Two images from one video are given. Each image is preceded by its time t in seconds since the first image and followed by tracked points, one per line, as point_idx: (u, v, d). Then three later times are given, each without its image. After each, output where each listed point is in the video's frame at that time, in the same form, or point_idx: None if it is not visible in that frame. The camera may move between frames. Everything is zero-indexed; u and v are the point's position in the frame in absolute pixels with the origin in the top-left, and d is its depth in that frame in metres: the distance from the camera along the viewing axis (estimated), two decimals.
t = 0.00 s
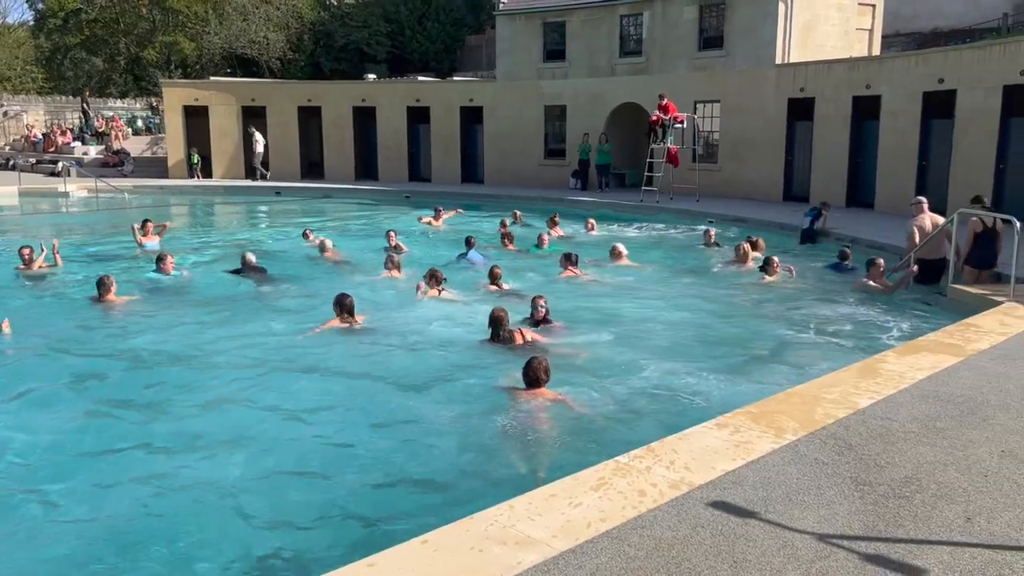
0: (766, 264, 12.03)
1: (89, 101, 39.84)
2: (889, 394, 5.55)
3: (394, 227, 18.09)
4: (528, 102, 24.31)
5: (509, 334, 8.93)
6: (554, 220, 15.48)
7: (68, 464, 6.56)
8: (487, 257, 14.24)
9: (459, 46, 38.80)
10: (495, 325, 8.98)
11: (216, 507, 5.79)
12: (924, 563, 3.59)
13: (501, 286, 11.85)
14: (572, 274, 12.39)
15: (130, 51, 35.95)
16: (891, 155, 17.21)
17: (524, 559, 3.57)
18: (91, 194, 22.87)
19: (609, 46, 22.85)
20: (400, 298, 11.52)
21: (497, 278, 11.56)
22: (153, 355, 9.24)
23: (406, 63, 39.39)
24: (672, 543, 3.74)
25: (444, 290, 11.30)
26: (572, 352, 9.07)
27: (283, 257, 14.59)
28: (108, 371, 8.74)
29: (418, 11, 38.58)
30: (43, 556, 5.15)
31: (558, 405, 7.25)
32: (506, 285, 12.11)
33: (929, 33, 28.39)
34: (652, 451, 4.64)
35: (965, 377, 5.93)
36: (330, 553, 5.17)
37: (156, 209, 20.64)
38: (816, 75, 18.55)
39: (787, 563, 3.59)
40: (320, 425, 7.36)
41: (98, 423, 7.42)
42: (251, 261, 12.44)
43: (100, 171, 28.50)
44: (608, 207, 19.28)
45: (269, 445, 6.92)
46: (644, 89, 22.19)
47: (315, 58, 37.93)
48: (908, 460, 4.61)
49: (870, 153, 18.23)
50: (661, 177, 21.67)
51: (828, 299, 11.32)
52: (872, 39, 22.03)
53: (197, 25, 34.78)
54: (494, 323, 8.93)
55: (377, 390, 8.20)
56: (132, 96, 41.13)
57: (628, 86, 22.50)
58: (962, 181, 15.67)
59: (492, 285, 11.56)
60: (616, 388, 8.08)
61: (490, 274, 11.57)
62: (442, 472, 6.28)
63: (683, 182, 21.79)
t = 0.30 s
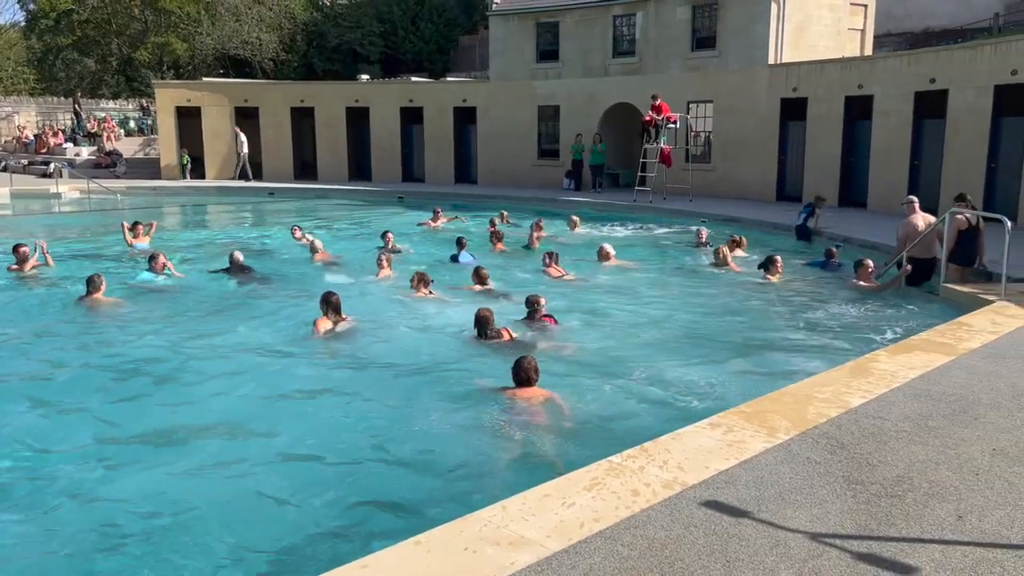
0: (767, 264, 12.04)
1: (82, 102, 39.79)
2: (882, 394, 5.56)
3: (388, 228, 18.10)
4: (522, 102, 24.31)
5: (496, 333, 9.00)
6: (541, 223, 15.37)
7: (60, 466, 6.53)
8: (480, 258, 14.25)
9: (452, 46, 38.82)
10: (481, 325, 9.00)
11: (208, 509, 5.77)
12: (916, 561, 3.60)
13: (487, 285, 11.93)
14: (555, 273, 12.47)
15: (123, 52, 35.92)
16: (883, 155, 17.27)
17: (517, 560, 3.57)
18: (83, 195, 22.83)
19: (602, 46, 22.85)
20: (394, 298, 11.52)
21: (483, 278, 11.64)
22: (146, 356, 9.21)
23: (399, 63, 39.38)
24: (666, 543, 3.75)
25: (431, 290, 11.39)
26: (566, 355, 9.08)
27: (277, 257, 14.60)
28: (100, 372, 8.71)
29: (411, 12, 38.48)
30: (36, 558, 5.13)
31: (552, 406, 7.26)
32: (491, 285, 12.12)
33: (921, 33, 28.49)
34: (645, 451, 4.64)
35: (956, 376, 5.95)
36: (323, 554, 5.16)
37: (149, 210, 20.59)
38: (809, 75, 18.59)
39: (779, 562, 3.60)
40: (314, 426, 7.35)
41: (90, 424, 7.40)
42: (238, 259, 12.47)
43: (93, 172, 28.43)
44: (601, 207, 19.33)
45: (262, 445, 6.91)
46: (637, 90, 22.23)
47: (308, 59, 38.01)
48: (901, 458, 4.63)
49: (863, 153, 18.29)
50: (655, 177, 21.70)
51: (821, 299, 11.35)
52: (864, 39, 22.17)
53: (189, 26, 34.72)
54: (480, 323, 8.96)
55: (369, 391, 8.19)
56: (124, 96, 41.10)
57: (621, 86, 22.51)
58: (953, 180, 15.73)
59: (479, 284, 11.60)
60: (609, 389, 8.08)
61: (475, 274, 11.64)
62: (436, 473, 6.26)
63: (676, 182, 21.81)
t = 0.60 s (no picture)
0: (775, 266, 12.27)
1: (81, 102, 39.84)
2: (881, 394, 5.56)
3: (388, 228, 18.12)
4: (521, 102, 24.31)
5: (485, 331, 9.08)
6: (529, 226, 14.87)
7: (61, 466, 6.53)
8: (479, 258, 14.27)
9: (451, 46, 38.85)
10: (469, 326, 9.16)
11: (208, 509, 5.77)
12: (915, 561, 3.60)
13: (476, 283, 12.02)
14: (543, 273, 12.63)
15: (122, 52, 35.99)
16: (883, 155, 17.27)
17: (516, 560, 3.57)
18: (83, 195, 22.83)
19: (601, 46, 22.86)
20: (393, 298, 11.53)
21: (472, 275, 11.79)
22: (147, 356, 9.22)
23: (399, 63, 39.35)
24: (665, 543, 3.75)
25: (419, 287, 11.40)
26: (565, 355, 9.09)
27: (276, 257, 14.60)
28: (100, 373, 8.70)
29: (410, 13, 38.53)
30: (36, 558, 5.13)
31: (551, 407, 7.28)
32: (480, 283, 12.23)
33: (919, 33, 28.50)
34: (644, 451, 4.65)
35: (955, 376, 5.95)
36: (323, 554, 5.16)
37: (148, 211, 20.58)
38: (808, 75, 18.59)
39: (778, 561, 3.60)
40: (313, 426, 7.35)
41: (90, 424, 7.40)
42: (233, 258, 12.46)
43: (92, 172, 28.42)
44: (600, 207, 19.33)
45: (262, 446, 6.91)
46: (636, 90, 22.26)
47: (307, 59, 38.12)
48: (899, 458, 4.63)
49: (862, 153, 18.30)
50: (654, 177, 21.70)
51: (820, 298, 11.36)
52: (863, 39, 22.19)
53: (189, 27, 34.55)
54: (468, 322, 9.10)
55: (368, 391, 8.19)
56: (124, 96, 41.14)
57: (620, 86, 22.52)
58: (952, 180, 15.73)
59: (466, 282, 11.76)
60: (608, 388, 8.08)
61: (463, 271, 11.80)
62: (435, 474, 6.25)
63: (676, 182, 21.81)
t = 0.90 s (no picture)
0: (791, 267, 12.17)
1: (91, 102, 40.06)
2: (889, 394, 5.55)
3: (396, 228, 18.15)
4: (528, 103, 24.30)
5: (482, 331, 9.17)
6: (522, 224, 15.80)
7: (70, 465, 6.57)
8: (485, 258, 14.28)
9: (459, 47, 38.87)
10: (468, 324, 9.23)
11: (215, 508, 5.79)
12: (922, 563, 3.59)
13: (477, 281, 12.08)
14: (535, 272, 12.57)
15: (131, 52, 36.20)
16: (891, 155, 17.22)
17: (522, 560, 3.58)
18: (92, 195, 22.94)
19: (609, 46, 22.85)
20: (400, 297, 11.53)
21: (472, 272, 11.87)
22: (155, 355, 9.25)
23: (406, 63, 39.42)
24: (670, 544, 3.75)
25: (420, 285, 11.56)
26: (571, 355, 9.08)
27: (284, 257, 14.63)
28: (109, 372, 8.74)
29: (418, 13, 38.60)
30: (44, 556, 5.16)
31: (556, 408, 7.31)
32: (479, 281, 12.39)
33: (928, 33, 28.40)
34: (651, 451, 4.65)
35: (963, 378, 5.92)
36: (329, 553, 5.17)
37: (157, 210, 20.63)
38: (816, 75, 18.55)
39: (785, 563, 3.59)
40: (319, 425, 7.37)
41: (98, 423, 7.43)
42: (236, 258, 12.52)
43: (101, 172, 28.53)
44: (607, 208, 19.33)
45: (269, 444, 6.93)
46: (644, 90, 22.24)
47: (315, 59, 38.27)
48: (906, 460, 4.62)
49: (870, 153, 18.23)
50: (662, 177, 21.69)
51: (828, 299, 11.32)
52: (873, 39, 22.14)
53: (197, 27, 34.61)
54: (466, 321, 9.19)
55: (375, 391, 8.20)
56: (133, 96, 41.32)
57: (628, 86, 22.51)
58: (961, 180, 15.66)
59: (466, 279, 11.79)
60: (614, 389, 8.08)
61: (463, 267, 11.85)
62: (441, 475, 6.25)
63: (683, 182, 21.80)
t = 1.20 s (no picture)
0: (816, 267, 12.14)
1: (110, 102, 40.38)
2: (907, 397, 5.51)
3: (412, 228, 18.17)
4: (544, 103, 24.28)
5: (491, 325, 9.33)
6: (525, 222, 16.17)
7: (89, 461, 6.63)
8: (500, 258, 14.27)
9: (475, 46, 38.89)
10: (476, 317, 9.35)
11: (232, 505, 5.82)
12: (940, 567, 3.57)
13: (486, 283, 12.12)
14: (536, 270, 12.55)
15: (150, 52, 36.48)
16: (909, 155, 17.10)
17: (537, 560, 3.58)
18: (111, 194, 23.12)
19: (625, 46, 22.82)
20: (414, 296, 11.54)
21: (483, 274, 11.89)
22: (173, 353, 9.32)
23: (423, 63, 39.53)
24: (686, 545, 3.74)
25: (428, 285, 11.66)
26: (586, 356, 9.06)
27: (300, 256, 14.68)
28: (126, 370, 8.80)
29: (434, 13, 38.67)
30: (63, 552, 5.21)
31: (570, 408, 7.30)
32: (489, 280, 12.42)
33: (948, 33, 28.15)
34: (666, 453, 4.63)
35: (983, 380, 5.87)
36: (345, 552, 5.19)
37: (175, 210, 20.75)
38: (834, 74, 18.44)
39: (800, 565, 3.58)
40: (334, 423, 7.40)
41: (116, 419, 7.49)
42: (247, 259, 12.60)
43: (120, 172, 28.75)
44: (622, 209, 19.28)
45: (285, 442, 6.96)
46: (660, 90, 22.18)
47: (332, 59, 38.45)
48: (925, 463, 4.58)
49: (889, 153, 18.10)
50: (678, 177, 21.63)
51: (844, 300, 11.25)
52: (891, 38, 21.97)
53: (215, 27, 34.81)
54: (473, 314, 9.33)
55: (390, 389, 8.21)
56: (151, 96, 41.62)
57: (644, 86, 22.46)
58: (981, 181, 15.53)
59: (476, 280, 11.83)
60: (629, 389, 8.06)
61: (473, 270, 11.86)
62: (456, 474, 6.26)
63: (699, 182, 21.73)
